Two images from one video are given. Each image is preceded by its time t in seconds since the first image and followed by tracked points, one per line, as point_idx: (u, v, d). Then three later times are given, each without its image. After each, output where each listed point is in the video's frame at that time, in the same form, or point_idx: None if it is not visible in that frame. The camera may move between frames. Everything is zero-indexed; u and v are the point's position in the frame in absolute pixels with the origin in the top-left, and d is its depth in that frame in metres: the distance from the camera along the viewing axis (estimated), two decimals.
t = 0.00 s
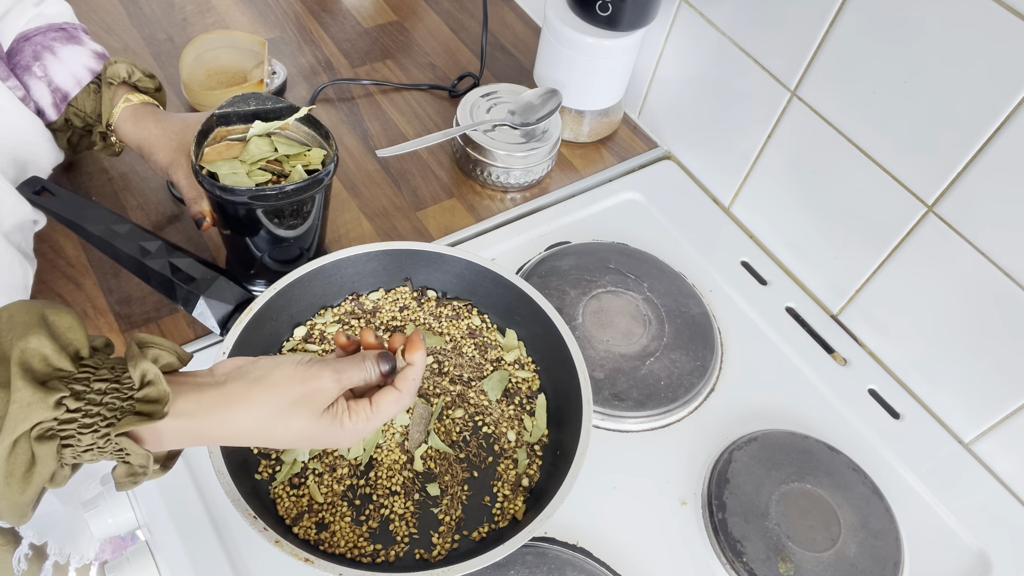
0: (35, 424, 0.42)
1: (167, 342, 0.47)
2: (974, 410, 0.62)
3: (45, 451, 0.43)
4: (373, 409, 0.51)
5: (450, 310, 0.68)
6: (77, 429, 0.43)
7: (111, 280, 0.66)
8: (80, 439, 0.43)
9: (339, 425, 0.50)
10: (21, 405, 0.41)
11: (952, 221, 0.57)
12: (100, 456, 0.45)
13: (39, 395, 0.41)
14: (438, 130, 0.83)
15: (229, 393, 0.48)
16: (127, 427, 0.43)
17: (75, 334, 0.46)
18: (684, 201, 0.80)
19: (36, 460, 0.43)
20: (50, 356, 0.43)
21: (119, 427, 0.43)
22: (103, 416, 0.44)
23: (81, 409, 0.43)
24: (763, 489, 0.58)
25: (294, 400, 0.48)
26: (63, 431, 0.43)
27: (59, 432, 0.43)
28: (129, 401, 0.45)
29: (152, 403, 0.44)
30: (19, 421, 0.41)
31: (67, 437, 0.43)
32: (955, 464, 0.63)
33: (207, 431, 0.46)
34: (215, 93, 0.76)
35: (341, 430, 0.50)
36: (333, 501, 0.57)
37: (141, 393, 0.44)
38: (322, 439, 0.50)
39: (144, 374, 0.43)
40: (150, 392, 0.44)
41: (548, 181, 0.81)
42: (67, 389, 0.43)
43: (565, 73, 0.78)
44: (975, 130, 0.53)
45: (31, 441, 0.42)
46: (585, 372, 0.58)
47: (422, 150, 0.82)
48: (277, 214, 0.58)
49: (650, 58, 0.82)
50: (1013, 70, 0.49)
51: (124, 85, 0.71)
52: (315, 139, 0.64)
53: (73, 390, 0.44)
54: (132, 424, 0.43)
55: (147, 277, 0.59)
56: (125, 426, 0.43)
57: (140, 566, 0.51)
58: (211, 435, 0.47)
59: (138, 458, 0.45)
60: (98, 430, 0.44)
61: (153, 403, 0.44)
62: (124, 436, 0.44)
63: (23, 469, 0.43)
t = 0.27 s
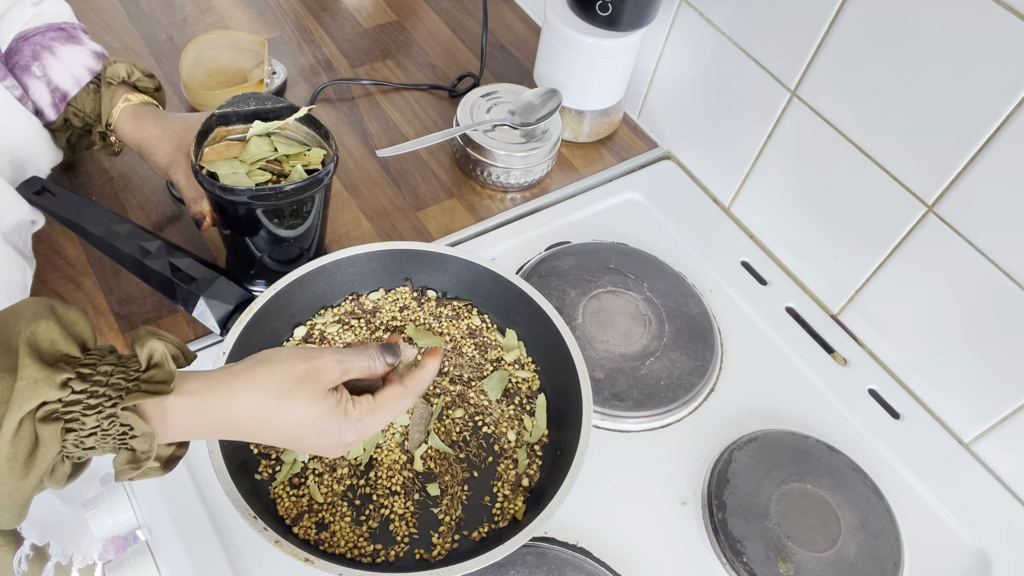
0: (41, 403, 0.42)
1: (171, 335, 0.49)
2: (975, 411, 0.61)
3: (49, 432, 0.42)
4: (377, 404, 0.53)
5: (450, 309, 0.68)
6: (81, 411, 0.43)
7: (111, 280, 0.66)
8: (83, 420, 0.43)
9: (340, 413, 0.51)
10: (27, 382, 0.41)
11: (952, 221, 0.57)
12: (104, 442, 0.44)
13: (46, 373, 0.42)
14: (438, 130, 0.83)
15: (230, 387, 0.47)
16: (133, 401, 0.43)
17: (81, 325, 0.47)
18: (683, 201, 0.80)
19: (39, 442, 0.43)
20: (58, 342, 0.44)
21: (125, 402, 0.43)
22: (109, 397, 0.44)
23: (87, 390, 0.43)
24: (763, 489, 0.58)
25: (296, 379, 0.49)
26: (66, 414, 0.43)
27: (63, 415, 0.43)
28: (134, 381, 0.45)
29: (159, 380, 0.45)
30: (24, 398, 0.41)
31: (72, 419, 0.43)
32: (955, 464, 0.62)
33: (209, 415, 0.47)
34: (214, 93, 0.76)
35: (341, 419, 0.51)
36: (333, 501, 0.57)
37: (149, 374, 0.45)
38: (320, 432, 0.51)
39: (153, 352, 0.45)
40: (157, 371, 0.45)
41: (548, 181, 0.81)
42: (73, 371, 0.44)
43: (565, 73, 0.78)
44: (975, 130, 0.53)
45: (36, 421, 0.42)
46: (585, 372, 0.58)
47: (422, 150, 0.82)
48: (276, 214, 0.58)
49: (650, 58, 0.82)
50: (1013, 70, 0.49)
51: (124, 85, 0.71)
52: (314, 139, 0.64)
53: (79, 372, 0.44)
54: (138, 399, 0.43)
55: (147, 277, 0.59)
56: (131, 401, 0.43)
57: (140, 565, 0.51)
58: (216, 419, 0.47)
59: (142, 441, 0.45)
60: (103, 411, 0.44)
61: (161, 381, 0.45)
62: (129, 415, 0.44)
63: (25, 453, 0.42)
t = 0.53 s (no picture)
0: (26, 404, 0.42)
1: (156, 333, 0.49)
2: (975, 410, 0.61)
3: (33, 431, 0.42)
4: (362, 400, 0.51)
5: (450, 309, 0.68)
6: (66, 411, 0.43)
7: (111, 280, 0.66)
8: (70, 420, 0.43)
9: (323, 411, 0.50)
10: (11, 382, 0.41)
11: (952, 221, 0.57)
12: (93, 441, 0.44)
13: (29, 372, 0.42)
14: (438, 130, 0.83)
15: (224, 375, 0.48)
16: (117, 399, 0.43)
17: (66, 326, 0.47)
18: (683, 201, 0.80)
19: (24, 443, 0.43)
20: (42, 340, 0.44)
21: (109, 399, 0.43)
22: (93, 395, 0.43)
23: (70, 389, 0.43)
24: (763, 489, 0.58)
25: (283, 375, 0.49)
26: (51, 412, 0.43)
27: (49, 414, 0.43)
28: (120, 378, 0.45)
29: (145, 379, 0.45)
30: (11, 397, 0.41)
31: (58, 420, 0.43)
32: (955, 464, 0.62)
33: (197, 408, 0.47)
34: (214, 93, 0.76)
35: (326, 417, 0.50)
36: (333, 501, 0.57)
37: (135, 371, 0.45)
38: (306, 430, 0.50)
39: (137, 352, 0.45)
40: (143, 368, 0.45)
41: (548, 181, 0.81)
42: (58, 369, 0.44)
43: (565, 73, 0.78)
44: (975, 131, 0.53)
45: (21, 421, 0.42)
46: (585, 371, 0.58)
47: (422, 150, 0.82)
48: (266, 207, 0.58)
49: (650, 58, 0.82)
50: (1013, 70, 0.49)
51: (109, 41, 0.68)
52: (303, 135, 0.64)
53: (63, 370, 0.44)
54: (122, 396, 0.43)
55: (147, 277, 0.58)
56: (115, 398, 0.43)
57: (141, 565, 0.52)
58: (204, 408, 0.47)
59: (128, 438, 0.44)
60: (88, 408, 0.43)
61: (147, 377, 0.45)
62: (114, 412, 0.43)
63: (12, 452, 0.43)
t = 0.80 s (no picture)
0: (48, 354, 0.37)
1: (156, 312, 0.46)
2: (975, 410, 0.61)
3: (60, 375, 0.38)
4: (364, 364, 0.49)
5: (450, 309, 0.68)
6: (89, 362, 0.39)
7: (111, 280, 0.66)
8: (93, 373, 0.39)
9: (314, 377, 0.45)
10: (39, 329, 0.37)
11: (952, 221, 0.57)
12: (106, 407, 0.40)
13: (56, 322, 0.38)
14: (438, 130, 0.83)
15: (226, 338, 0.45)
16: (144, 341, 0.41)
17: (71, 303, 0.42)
18: (683, 201, 0.80)
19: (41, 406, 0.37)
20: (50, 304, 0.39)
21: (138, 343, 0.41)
22: (118, 337, 0.40)
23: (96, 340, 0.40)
24: (763, 489, 0.58)
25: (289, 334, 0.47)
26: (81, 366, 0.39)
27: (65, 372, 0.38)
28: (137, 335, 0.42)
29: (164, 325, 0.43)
30: (35, 342, 0.37)
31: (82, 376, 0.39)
32: (955, 465, 0.63)
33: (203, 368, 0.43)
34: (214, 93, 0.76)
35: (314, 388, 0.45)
36: (333, 501, 0.57)
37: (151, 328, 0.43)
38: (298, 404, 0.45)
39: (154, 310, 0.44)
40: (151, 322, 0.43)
41: (548, 181, 0.81)
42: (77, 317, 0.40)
43: (565, 73, 0.78)
44: (975, 131, 0.53)
45: (45, 372, 0.37)
46: (585, 371, 0.58)
47: (422, 150, 0.82)
48: (267, 206, 0.58)
49: (650, 58, 0.82)
50: (1013, 70, 0.49)
51: None
52: (303, 135, 0.64)
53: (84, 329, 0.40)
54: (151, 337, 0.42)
55: (147, 277, 0.58)
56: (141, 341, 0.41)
57: (141, 565, 0.52)
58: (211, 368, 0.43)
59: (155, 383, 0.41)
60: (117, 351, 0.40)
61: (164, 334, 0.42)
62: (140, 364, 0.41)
63: (35, 401, 0.37)
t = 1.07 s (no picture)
0: (101, 315, 0.40)
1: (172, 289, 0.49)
2: (975, 411, 0.61)
3: (115, 333, 0.41)
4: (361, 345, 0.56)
5: (450, 309, 0.68)
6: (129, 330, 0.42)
7: (111, 280, 0.66)
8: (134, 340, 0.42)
9: (328, 362, 0.51)
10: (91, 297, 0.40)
11: (952, 221, 0.57)
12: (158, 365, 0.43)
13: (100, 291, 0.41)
14: (438, 130, 0.83)
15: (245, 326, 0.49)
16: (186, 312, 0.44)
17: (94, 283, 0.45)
18: (683, 201, 0.80)
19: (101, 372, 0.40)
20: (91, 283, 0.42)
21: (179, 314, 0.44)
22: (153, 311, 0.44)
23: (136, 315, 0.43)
24: (763, 489, 0.58)
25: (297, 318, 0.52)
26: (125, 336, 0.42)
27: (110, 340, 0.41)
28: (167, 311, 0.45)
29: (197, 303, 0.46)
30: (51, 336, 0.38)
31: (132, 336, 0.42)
32: (955, 465, 0.62)
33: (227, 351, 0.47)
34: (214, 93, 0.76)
35: (326, 371, 0.50)
36: (333, 501, 0.57)
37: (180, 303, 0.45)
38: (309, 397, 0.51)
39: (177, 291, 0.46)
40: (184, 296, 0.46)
41: (548, 181, 0.81)
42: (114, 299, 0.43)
43: (565, 73, 0.78)
44: (975, 131, 0.53)
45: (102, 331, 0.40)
46: (585, 371, 0.58)
47: (422, 150, 0.82)
48: (267, 206, 0.58)
49: (650, 58, 0.82)
50: (1013, 70, 0.49)
51: None
52: (303, 134, 0.64)
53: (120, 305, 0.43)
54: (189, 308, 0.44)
55: (147, 277, 0.58)
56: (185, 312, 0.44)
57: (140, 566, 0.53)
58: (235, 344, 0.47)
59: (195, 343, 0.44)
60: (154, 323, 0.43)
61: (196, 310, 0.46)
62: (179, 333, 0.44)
63: (95, 358, 0.39)
